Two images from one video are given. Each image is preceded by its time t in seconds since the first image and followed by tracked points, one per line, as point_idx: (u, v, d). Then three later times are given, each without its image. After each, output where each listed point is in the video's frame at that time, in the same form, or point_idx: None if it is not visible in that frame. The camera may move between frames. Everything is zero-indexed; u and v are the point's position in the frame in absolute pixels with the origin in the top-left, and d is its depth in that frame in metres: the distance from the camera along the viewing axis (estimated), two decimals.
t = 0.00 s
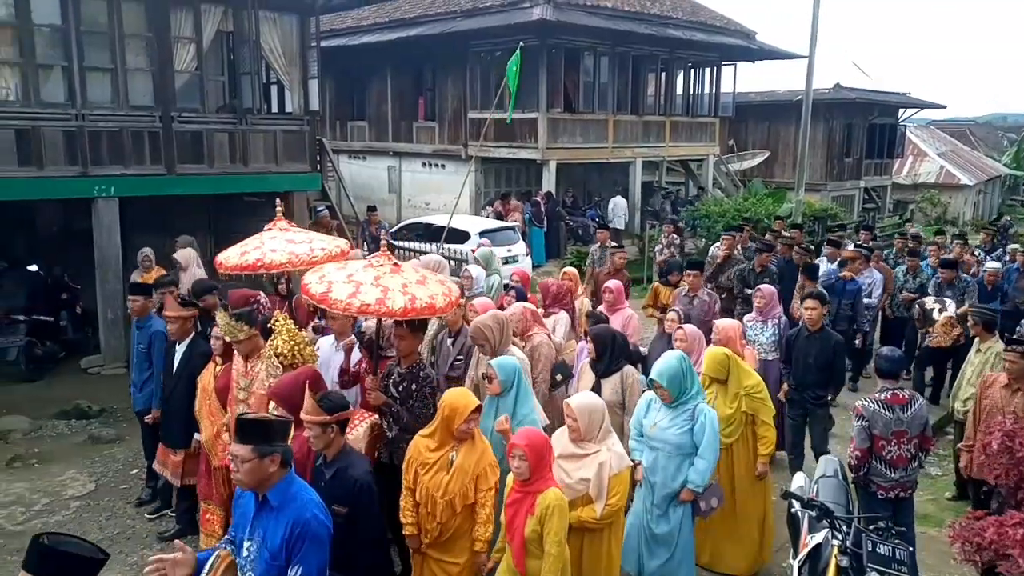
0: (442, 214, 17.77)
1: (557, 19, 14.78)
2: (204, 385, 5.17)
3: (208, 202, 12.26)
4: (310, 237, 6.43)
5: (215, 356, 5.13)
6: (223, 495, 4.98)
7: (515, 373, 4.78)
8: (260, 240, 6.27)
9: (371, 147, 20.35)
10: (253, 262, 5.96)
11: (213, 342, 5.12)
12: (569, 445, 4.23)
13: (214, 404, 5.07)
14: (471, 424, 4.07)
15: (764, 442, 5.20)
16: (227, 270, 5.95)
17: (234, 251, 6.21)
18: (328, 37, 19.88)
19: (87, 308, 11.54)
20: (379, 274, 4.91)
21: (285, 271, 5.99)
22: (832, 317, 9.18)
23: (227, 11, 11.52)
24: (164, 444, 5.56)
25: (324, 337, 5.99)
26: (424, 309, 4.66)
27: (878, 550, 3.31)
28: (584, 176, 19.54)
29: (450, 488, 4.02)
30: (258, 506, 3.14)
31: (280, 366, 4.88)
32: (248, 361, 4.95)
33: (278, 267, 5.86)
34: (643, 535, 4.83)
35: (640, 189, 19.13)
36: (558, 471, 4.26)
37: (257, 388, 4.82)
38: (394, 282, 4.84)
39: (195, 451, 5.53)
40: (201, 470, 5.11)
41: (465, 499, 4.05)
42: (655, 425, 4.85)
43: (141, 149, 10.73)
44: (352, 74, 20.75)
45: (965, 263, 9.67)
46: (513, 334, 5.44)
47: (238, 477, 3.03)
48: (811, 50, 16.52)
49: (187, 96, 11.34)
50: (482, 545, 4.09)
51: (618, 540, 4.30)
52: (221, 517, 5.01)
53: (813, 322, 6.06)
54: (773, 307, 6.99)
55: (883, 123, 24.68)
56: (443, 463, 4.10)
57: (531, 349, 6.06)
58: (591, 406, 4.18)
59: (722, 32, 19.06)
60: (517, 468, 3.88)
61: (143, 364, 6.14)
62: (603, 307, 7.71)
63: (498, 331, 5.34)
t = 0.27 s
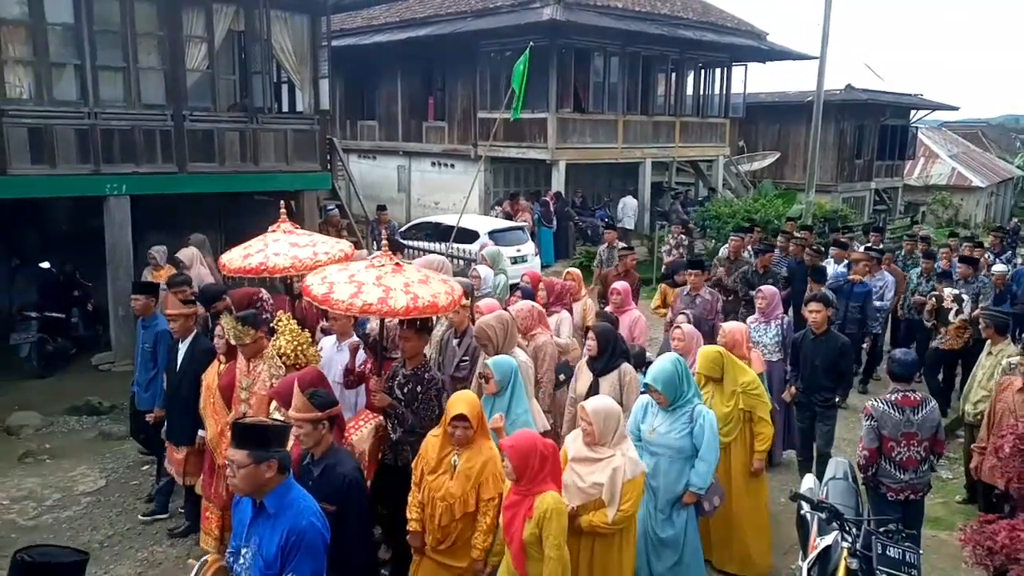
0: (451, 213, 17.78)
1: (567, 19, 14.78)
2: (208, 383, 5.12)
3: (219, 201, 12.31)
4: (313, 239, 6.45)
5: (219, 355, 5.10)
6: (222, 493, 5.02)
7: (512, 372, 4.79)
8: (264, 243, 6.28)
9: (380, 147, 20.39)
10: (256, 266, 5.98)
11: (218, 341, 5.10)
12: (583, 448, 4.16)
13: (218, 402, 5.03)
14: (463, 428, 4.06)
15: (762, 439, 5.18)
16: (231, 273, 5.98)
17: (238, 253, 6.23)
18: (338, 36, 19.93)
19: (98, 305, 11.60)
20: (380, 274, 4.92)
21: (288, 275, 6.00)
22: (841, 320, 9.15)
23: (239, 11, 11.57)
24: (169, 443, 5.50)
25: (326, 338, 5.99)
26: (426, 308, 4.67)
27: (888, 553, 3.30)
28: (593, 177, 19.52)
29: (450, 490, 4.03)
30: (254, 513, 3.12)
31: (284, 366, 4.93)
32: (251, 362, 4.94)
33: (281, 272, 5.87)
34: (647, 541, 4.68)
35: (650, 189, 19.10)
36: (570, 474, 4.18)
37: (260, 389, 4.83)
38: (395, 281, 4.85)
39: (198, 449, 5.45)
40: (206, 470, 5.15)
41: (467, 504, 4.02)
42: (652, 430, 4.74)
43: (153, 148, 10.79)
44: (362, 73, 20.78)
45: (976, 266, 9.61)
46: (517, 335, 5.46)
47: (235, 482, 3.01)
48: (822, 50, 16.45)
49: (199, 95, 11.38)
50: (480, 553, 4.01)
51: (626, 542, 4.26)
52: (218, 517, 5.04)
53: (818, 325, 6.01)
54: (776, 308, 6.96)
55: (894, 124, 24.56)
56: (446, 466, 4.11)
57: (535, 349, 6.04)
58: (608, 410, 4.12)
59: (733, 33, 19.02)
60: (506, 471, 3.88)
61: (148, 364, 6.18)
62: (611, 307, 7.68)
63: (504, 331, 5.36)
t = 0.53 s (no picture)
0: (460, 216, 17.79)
1: (576, 23, 14.79)
2: (216, 385, 5.17)
3: (229, 204, 12.36)
4: (318, 244, 6.46)
5: (226, 357, 5.16)
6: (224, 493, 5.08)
7: (511, 374, 4.78)
8: (268, 247, 6.30)
9: (389, 150, 20.44)
10: (259, 271, 5.99)
11: (224, 343, 5.17)
12: (594, 452, 4.14)
13: (224, 404, 5.09)
14: (453, 432, 3.99)
15: (763, 441, 5.14)
16: (235, 277, 6.00)
17: (243, 256, 6.26)
18: (347, 40, 20.00)
19: (109, 307, 11.66)
20: (381, 277, 4.92)
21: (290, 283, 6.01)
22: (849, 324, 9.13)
23: (249, 15, 11.62)
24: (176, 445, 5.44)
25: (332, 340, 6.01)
26: (425, 311, 4.64)
27: (900, 558, 3.28)
28: (602, 180, 19.52)
29: (446, 498, 4.05)
30: (255, 521, 3.09)
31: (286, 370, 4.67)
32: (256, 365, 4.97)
33: (283, 279, 5.88)
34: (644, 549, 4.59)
35: (658, 192, 19.08)
36: (580, 478, 4.19)
37: (263, 393, 4.84)
38: (396, 284, 4.85)
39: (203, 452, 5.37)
40: (211, 470, 5.18)
41: (462, 514, 4.02)
42: (646, 436, 4.64)
43: (164, 151, 10.85)
44: (372, 76, 20.83)
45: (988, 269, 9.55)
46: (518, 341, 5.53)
47: (234, 490, 2.97)
48: (832, 53, 16.41)
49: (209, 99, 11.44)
50: (473, 564, 3.99)
51: (637, 547, 4.22)
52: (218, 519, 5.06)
53: (830, 332, 5.92)
54: (780, 312, 6.93)
55: (904, 127, 24.47)
56: (444, 473, 4.12)
57: (538, 351, 6.08)
58: (619, 415, 4.07)
59: (742, 36, 18.99)
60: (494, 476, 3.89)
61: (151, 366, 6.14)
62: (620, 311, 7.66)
63: (503, 335, 5.43)
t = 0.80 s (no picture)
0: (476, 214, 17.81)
1: (593, 19, 14.75)
2: (228, 383, 5.19)
3: (247, 200, 12.45)
4: (332, 240, 6.49)
5: (238, 355, 5.20)
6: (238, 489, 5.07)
7: (519, 373, 4.79)
8: (283, 242, 6.35)
9: (406, 147, 20.49)
10: (273, 266, 6.04)
11: (237, 342, 5.21)
12: (607, 451, 4.15)
13: (236, 403, 5.11)
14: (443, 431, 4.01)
15: (778, 444, 5.08)
16: (249, 271, 6.05)
17: (257, 251, 6.30)
18: (364, 37, 20.06)
19: (130, 302, 11.79)
20: (393, 274, 4.94)
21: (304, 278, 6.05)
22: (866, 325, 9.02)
23: (268, 12, 11.68)
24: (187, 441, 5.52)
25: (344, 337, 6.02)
26: (435, 311, 4.65)
27: (918, 559, 3.27)
28: (619, 177, 19.46)
29: (439, 501, 4.10)
30: (261, 519, 3.11)
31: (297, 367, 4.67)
32: (269, 362, 4.98)
33: (296, 274, 5.91)
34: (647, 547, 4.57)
35: (675, 189, 19.00)
36: (593, 476, 4.19)
37: (276, 390, 4.88)
38: (407, 282, 4.86)
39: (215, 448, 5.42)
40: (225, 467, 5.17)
41: (455, 517, 4.08)
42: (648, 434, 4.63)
43: (183, 148, 10.95)
44: (389, 73, 20.88)
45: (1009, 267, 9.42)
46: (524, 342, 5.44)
47: (240, 488, 3.00)
48: (852, 49, 16.26)
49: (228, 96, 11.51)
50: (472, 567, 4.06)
51: (651, 545, 4.20)
52: (228, 517, 4.98)
53: (857, 333, 5.83)
54: (792, 310, 6.90)
55: (925, 123, 24.20)
56: (437, 476, 4.16)
57: (549, 348, 6.10)
58: (630, 413, 4.08)
59: (761, 32, 18.86)
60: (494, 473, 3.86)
61: (160, 361, 6.20)
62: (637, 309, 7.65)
63: (514, 335, 5.36)
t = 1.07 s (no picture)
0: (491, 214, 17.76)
1: (610, 19, 14.66)
2: (236, 386, 5.22)
3: (262, 200, 12.47)
4: (344, 238, 6.47)
5: (245, 357, 5.20)
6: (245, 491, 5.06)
7: (528, 377, 4.76)
8: (294, 239, 6.33)
9: (421, 147, 20.48)
10: (284, 263, 6.02)
11: (243, 346, 5.19)
12: (609, 455, 4.08)
13: (244, 406, 5.14)
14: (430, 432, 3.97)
15: (792, 457, 4.95)
16: (260, 268, 6.04)
17: (269, 249, 6.29)
18: (380, 37, 20.07)
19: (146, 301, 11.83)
20: (404, 277, 4.89)
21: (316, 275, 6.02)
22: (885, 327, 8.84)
23: (284, 13, 11.69)
24: (192, 443, 5.47)
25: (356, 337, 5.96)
26: (445, 315, 4.60)
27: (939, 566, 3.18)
28: (635, 178, 19.35)
29: (428, 504, 4.03)
30: (252, 523, 3.06)
31: (305, 369, 4.64)
32: (276, 364, 4.97)
33: (307, 271, 5.89)
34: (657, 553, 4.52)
35: (692, 191, 18.87)
36: (596, 481, 4.13)
37: (284, 392, 4.83)
38: (418, 285, 4.81)
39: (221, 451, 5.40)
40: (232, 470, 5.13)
41: (443, 520, 4.01)
42: (658, 439, 4.54)
43: (200, 148, 10.99)
44: (405, 74, 20.88)
45: None
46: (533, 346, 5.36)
47: (231, 491, 2.97)
48: (872, 49, 16.08)
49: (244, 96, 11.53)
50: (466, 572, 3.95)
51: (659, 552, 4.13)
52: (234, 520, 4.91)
53: (882, 338, 5.72)
54: (808, 313, 6.78)
55: (946, 124, 23.90)
56: (425, 478, 4.11)
57: (561, 349, 6.06)
58: (634, 417, 3.99)
59: (780, 32, 18.69)
60: (497, 479, 3.78)
61: (166, 360, 6.19)
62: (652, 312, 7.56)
63: (523, 339, 5.30)
